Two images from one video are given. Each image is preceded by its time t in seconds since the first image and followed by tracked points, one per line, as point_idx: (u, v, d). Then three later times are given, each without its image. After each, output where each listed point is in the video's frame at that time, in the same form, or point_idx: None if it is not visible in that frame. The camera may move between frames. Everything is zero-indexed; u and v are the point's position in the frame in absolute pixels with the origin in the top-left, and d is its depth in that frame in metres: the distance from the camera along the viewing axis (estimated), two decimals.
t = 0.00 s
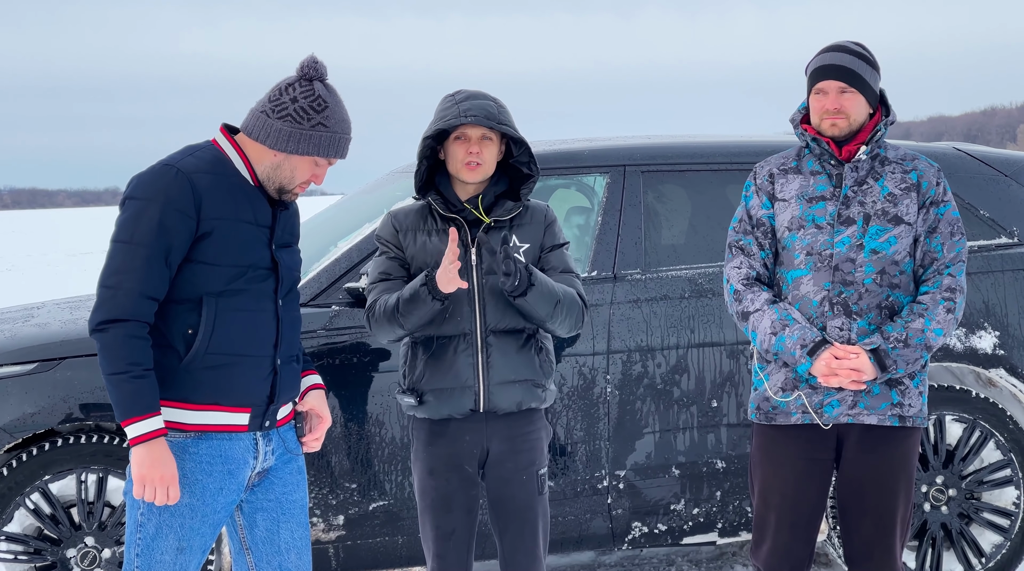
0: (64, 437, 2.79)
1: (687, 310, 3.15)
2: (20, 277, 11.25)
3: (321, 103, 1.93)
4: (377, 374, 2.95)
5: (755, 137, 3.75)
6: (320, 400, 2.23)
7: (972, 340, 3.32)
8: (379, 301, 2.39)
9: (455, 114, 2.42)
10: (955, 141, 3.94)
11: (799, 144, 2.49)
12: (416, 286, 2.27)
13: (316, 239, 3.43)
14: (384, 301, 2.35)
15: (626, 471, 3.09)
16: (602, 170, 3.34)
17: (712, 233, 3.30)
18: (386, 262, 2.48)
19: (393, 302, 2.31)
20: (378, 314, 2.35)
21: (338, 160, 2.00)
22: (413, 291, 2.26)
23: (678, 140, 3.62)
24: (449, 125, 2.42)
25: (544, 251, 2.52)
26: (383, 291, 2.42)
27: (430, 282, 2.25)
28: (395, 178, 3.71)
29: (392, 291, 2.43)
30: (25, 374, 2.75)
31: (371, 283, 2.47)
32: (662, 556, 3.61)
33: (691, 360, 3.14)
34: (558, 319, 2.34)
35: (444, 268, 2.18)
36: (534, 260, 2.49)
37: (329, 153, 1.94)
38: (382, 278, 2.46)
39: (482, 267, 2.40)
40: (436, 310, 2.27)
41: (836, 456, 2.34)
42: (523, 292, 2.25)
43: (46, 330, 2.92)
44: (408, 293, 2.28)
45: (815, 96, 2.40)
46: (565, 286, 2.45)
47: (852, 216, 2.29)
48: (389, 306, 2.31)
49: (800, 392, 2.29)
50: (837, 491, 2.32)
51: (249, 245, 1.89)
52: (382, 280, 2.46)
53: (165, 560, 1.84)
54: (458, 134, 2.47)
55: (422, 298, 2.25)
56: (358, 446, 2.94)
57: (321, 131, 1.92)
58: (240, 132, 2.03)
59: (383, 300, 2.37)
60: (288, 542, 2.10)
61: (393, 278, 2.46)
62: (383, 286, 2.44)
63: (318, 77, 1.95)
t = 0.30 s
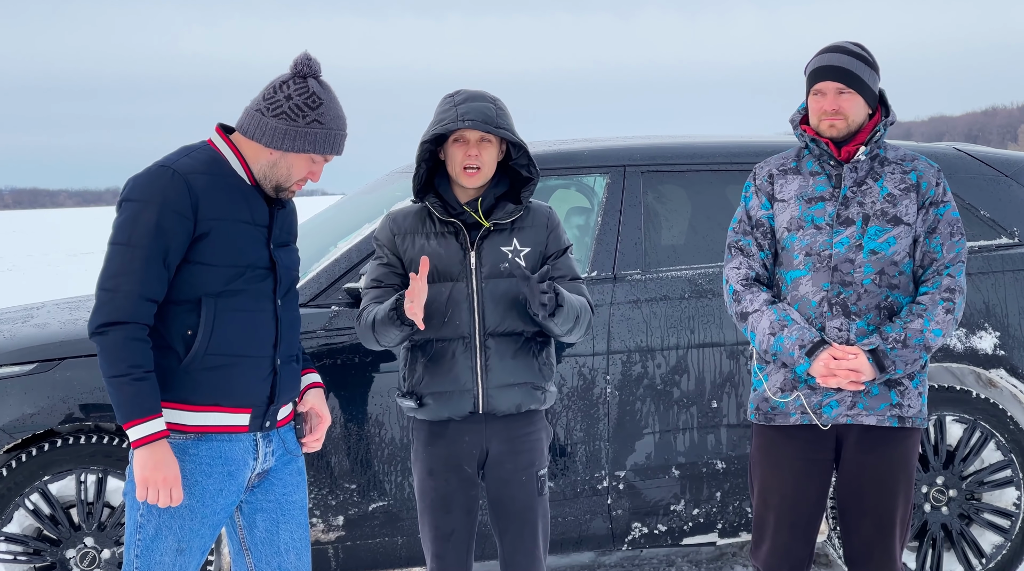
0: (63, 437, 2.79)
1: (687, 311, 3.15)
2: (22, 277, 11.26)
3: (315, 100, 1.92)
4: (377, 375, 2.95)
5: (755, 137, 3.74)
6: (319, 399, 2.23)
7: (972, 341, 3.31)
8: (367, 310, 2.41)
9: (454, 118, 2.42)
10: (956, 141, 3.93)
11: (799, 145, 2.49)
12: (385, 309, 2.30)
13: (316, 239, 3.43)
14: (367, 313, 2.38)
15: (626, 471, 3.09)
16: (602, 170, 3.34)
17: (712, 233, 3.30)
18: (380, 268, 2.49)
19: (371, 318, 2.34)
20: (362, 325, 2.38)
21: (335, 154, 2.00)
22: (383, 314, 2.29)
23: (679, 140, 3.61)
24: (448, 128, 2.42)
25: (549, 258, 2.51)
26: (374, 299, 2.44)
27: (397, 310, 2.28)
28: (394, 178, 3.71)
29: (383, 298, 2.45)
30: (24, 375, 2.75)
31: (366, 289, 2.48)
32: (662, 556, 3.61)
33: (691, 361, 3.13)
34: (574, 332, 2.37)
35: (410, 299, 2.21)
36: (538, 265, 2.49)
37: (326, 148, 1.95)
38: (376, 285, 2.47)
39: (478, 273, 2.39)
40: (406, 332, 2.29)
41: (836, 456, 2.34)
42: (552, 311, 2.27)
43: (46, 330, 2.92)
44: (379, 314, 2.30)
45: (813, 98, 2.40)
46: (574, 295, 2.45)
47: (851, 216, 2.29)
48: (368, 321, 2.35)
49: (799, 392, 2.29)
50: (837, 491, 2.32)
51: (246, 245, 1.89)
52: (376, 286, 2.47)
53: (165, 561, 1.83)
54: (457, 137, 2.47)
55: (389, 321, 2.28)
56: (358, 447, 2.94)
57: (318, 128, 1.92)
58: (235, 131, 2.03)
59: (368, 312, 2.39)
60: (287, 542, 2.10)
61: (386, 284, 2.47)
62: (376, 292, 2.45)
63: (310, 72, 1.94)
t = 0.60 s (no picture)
0: (63, 437, 2.79)
1: (688, 311, 3.15)
2: (25, 278, 11.28)
3: (295, 84, 1.92)
4: (377, 375, 2.95)
5: (755, 137, 3.74)
6: (320, 397, 2.22)
7: (973, 341, 3.31)
8: (368, 312, 2.40)
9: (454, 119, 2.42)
10: (957, 140, 3.93)
11: (798, 145, 2.49)
12: (393, 311, 2.29)
13: (316, 239, 3.43)
14: (372, 314, 2.37)
15: (626, 472, 3.08)
16: (602, 170, 3.33)
17: (712, 233, 3.30)
18: (379, 269, 2.48)
19: (376, 318, 2.34)
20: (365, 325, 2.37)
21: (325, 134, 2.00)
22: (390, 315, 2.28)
23: (679, 140, 3.61)
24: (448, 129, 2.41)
25: (550, 260, 2.51)
26: (374, 300, 2.43)
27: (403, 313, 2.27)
28: (394, 178, 3.72)
29: (383, 300, 2.43)
30: (24, 375, 2.75)
31: (366, 290, 2.47)
32: (662, 556, 3.61)
33: (691, 361, 3.13)
34: (575, 337, 2.36)
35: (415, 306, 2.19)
36: (538, 267, 2.49)
37: (315, 129, 1.95)
38: (376, 286, 2.46)
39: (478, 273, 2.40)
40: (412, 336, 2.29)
41: (836, 457, 2.33)
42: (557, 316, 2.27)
43: (45, 331, 2.92)
44: (387, 315, 2.30)
45: (812, 98, 2.39)
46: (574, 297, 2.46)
47: (850, 216, 2.28)
48: (374, 321, 2.34)
49: (798, 393, 2.29)
50: (836, 492, 2.32)
51: (242, 244, 1.89)
52: (375, 287, 2.46)
53: (164, 563, 1.83)
54: (458, 138, 2.47)
55: (395, 324, 2.27)
56: (358, 447, 2.94)
57: (303, 111, 1.91)
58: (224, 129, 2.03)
59: (372, 313, 2.38)
60: (287, 544, 2.09)
61: (386, 286, 2.46)
62: (375, 294, 2.45)
63: (285, 57, 1.94)
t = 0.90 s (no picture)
0: (62, 438, 2.79)
1: (687, 312, 3.15)
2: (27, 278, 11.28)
3: (263, 69, 1.93)
4: (376, 376, 2.95)
5: (755, 138, 3.74)
6: (319, 397, 2.21)
7: (973, 342, 3.31)
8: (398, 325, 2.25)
9: (477, 120, 2.32)
10: (957, 141, 3.93)
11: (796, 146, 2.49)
12: (451, 327, 2.18)
13: (316, 240, 3.43)
14: (409, 328, 2.23)
15: (625, 473, 3.08)
16: (602, 171, 3.33)
17: (712, 235, 3.30)
18: (398, 277, 2.32)
19: (421, 333, 2.20)
20: (402, 340, 2.22)
21: (304, 114, 2.01)
22: (451, 332, 2.17)
23: (680, 141, 3.61)
24: (476, 132, 2.31)
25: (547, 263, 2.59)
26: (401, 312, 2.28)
27: (468, 330, 2.17)
28: (393, 179, 3.72)
29: (408, 310, 2.31)
30: (22, 376, 2.75)
31: (386, 300, 2.32)
32: (662, 557, 3.60)
33: (691, 362, 3.13)
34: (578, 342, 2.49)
35: (489, 326, 2.10)
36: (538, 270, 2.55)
37: (292, 110, 1.96)
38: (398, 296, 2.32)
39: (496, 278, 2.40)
40: (466, 354, 2.23)
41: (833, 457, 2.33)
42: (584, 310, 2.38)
43: (44, 332, 2.92)
44: (443, 332, 2.18)
45: (809, 99, 2.39)
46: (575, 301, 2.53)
47: (847, 217, 2.28)
48: (417, 336, 2.21)
49: (795, 394, 2.29)
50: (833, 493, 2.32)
51: (234, 244, 1.89)
52: (397, 297, 2.32)
53: (159, 565, 1.83)
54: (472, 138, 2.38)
55: (460, 342, 2.18)
56: (356, 448, 2.94)
57: (276, 93, 1.93)
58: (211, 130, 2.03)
59: (406, 327, 2.24)
60: (285, 547, 2.09)
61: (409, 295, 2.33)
62: (399, 304, 2.30)
63: (250, 45, 1.95)
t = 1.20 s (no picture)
0: (59, 439, 2.78)
1: (686, 313, 3.14)
2: (28, 278, 11.26)
3: (236, 63, 1.94)
4: (375, 376, 2.95)
5: (755, 138, 3.73)
6: (320, 398, 2.21)
7: (972, 343, 3.31)
8: (452, 325, 2.09)
9: (499, 120, 2.24)
10: (957, 141, 3.92)
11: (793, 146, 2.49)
12: (516, 322, 2.12)
13: (315, 241, 3.42)
14: (466, 327, 2.09)
15: (624, 473, 3.08)
16: (601, 171, 3.33)
17: (711, 235, 3.29)
18: (439, 276, 2.14)
19: (483, 330, 2.10)
20: (461, 339, 2.08)
21: (284, 103, 2.01)
22: (517, 328, 2.11)
23: (680, 141, 3.60)
24: (504, 133, 2.24)
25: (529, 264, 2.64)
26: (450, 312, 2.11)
27: (533, 323, 2.13)
28: (393, 179, 3.71)
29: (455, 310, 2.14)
30: (20, 377, 2.74)
31: (429, 300, 2.11)
32: (662, 558, 3.59)
33: (690, 363, 3.12)
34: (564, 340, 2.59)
35: (561, 319, 2.11)
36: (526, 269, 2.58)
37: (271, 99, 1.96)
38: (443, 296, 2.13)
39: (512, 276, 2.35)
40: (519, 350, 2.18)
41: (829, 457, 2.33)
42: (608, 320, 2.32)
43: (42, 333, 2.91)
44: (509, 327, 2.11)
45: (805, 98, 2.38)
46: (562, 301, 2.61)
47: (841, 217, 2.27)
48: (479, 334, 2.09)
49: (788, 393, 2.29)
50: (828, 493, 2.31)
51: (224, 244, 1.89)
52: (442, 297, 2.13)
53: (155, 567, 1.83)
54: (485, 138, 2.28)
55: (523, 337, 2.12)
56: (355, 449, 2.94)
57: (252, 84, 1.93)
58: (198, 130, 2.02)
59: (461, 326, 2.10)
60: (283, 548, 2.09)
61: (451, 294, 2.15)
62: (446, 304, 2.12)
63: (220, 40, 1.96)
